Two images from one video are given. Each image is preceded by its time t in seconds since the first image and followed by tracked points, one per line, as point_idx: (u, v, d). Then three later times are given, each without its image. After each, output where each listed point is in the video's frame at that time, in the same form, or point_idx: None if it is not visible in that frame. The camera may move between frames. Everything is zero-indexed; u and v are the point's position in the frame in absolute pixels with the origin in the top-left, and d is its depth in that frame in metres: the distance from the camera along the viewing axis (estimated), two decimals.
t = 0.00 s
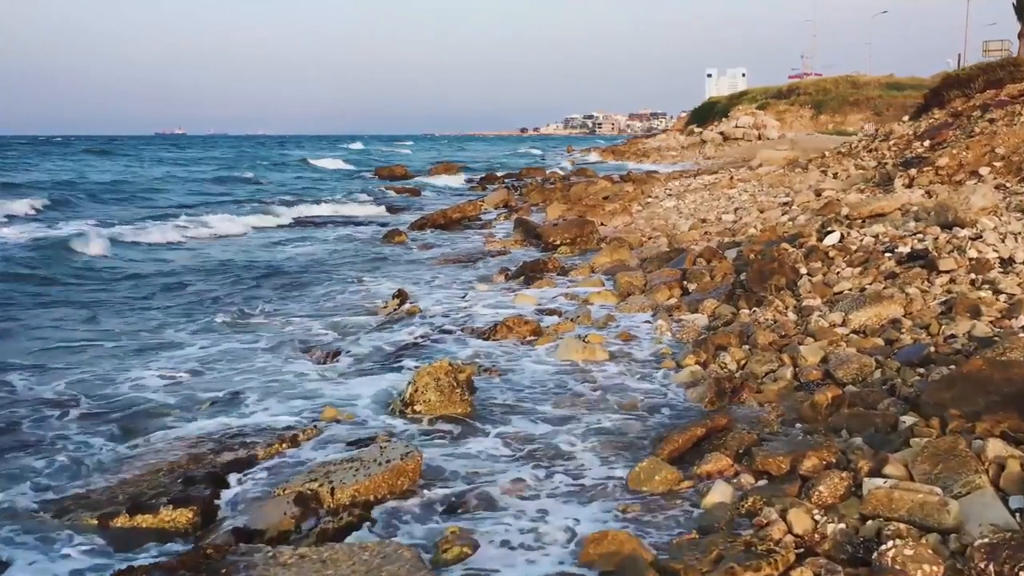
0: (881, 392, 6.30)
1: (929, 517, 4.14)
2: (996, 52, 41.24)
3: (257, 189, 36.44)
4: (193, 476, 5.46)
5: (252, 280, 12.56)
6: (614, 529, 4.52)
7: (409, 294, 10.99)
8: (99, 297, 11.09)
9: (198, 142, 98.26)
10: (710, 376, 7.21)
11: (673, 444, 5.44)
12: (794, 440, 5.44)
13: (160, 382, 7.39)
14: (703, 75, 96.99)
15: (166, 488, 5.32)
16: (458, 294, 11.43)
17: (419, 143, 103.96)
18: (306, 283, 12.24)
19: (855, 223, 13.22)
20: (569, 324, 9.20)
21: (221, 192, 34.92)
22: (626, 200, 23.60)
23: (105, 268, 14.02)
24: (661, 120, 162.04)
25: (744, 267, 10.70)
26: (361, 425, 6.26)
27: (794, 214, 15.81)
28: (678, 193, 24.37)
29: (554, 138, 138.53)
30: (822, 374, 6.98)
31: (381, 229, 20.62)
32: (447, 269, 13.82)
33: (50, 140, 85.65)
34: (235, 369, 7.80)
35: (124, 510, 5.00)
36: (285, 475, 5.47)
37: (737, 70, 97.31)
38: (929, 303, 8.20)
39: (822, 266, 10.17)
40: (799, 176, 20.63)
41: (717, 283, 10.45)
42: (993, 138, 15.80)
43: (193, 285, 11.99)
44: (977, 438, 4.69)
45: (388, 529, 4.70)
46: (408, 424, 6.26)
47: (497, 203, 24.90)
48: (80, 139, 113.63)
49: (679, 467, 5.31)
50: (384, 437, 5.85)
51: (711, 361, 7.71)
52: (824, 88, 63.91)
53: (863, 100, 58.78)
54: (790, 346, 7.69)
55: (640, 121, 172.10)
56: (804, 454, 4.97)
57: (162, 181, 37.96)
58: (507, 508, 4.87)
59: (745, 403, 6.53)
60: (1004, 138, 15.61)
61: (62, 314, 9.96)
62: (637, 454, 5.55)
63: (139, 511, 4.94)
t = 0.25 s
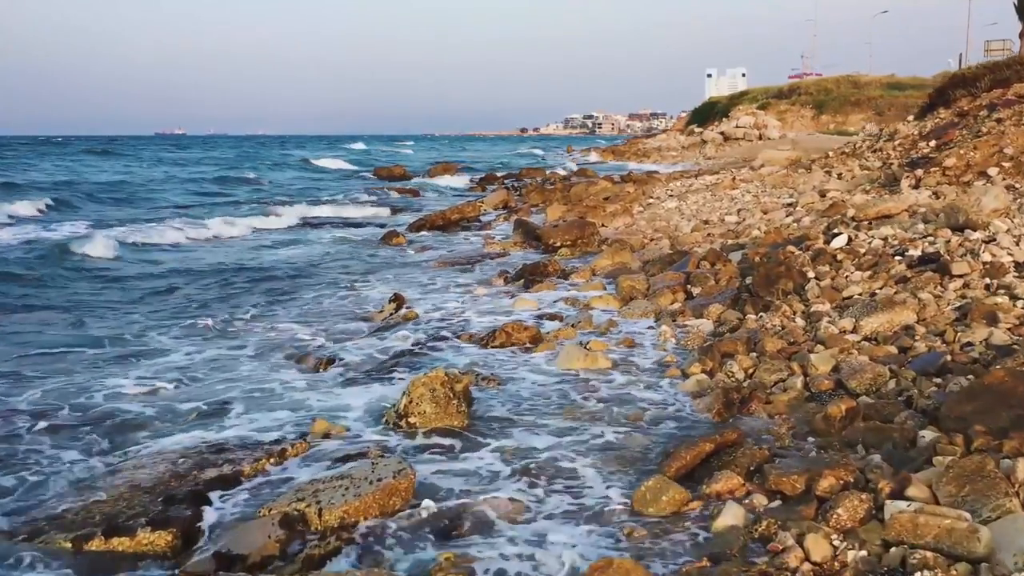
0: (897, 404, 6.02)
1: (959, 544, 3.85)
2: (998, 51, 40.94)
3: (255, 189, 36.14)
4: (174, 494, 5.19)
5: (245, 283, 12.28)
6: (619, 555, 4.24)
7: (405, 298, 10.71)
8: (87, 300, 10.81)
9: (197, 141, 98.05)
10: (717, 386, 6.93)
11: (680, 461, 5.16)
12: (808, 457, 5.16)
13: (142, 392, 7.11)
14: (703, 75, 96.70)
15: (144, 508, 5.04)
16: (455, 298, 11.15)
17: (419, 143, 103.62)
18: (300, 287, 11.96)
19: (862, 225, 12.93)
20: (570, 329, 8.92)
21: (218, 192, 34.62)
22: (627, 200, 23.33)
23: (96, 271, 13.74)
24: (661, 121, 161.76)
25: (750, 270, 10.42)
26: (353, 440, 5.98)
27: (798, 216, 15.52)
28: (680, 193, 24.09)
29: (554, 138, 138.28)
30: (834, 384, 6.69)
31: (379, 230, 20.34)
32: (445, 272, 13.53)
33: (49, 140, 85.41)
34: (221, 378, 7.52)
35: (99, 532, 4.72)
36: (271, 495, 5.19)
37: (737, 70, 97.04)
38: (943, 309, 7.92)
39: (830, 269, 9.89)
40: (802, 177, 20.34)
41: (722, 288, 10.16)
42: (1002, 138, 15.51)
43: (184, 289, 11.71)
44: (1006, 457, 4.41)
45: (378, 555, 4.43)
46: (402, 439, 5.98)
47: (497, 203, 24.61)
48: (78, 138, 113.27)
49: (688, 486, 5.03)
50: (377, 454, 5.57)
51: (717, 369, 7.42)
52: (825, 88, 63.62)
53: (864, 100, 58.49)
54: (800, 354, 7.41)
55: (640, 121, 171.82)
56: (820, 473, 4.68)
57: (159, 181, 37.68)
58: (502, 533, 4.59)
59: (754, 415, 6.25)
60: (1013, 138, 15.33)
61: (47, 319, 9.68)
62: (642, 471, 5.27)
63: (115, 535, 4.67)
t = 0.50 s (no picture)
0: (915, 418, 5.74)
1: None
2: (1000, 51, 40.65)
3: (253, 189, 35.85)
4: (150, 515, 4.90)
5: (236, 287, 12.00)
6: None
7: (401, 303, 10.44)
8: (73, 304, 10.52)
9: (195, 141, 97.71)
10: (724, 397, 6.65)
11: (689, 479, 4.88)
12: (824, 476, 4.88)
13: (120, 403, 6.83)
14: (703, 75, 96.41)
15: (117, 529, 4.76)
16: (452, 303, 10.87)
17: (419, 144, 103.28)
18: (294, 291, 11.69)
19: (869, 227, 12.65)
20: (571, 335, 8.64)
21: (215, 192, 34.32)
22: (628, 201, 23.05)
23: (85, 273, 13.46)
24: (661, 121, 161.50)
25: (755, 274, 10.14)
26: (344, 456, 5.71)
27: (803, 218, 15.24)
28: (682, 194, 23.81)
29: (554, 138, 137.98)
30: (847, 395, 6.41)
31: (376, 232, 20.06)
32: (442, 275, 13.25)
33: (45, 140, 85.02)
34: (206, 388, 7.25)
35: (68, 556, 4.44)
36: (256, 516, 4.92)
37: (738, 70, 96.76)
38: (958, 315, 7.64)
39: (838, 273, 9.61)
40: (806, 178, 20.04)
41: (726, 292, 9.88)
42: (1010, 138, 15.24)
43: (173, 292, 11.43)
44: None
45: None
46: (395, 455, 5.70)
47: (496, 204, 24.34)
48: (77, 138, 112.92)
49: (696, 507, 4.75)
50: (367, 470, 5.30)
51: (724, 378, 7.15)
52: (827, 88, 63.33)
53: (865, 100, 58.22)
54: (810, 363, 7.14)
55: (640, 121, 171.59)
56: (839, 495, 4.40)
57: (156, 181, 37.37)
58: (498, 559, 4.32)
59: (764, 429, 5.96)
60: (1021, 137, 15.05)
61: (30, 324, 9.40)
62: (647, 491, 4.99)
63: (85, 559, 4.39)
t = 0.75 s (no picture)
0: (934, 431, 5.46)
1: None
2: (1002, 50, 40.37)
3: (250, 189, 35.55)
4: (125, 536, 4.63)
5: (227, 290, 11.72)
6: None
7: (396, 308, 10.16)
8: (58, 308, 10.25)
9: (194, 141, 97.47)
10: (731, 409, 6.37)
11: (698, 500, 4.59)
12: (841, 496, 4.60)
13: (97, 414, 6.57)
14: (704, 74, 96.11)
15: (90, 552, 4.49)
16: (448, 308, 10.59)
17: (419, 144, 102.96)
18: (287, 295, 11.42)
19: (876, 229, 12.36)
20: (571, 342, 8.36)
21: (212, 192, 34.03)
22: (629, 202, 22.78)
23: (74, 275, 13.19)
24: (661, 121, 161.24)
25: (761, 278, 9.86)
26: (333, 473, 5.43)
27: (807, 219, 14.94)
28: (683, 194, 23.54)
29: (554, 138, 137.72)
30: (861, 406, 6.13)
31: (373, 233, 19.77)
32: (439, 279, 12.96)
33: (44, 140, 84.78)
34: (189, 399, 6.98)
35: None
36: (237, 539, 4.64)
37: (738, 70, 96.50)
38: (974, 322, 7.36)
39: (846, 277, 9.34)
40: (810, 178, 19.74)
41: (731, 297, 9.60)
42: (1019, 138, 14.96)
43: (162, 296, 11.16)
44: None
45: None
46: (388, 472, 5.42)
47: (495, 205, 24.07)
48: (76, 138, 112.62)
49: (706, 530, 4.47)
50: (358, 489, 5.02)
51: (731, 388, 6.86)
52: (827, 88, 63.05)
53: (867, 100, 57.95)
54: (821, 371, 6.85)
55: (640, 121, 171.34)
56: (859, 519, 4.12)
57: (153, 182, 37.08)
58: None
59: (775, 443, 5.68)
60: None
61: (12, 329, 9.12)
62: (653, 512, 4.71)
63: None
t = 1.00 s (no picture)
0: (956, 447, 5.17)
1: None
2: (1003, 49, 40.11)
3: (249, 189, 35.31)
4: (97, 561, 4.36)
5: (218, 294, 11.46)
6: None
7: (393, 313, 9.90)
8: (44, 314, 9.99)
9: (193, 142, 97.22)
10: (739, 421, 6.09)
11: (708, 524, 4.31)
12: (860, 520, 4.32)
13: (71, 426, 6.32)
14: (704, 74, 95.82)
15: None
16: (444, 312, 10.31)
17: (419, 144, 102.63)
18: (280, 299, 11.16)
19: (883, 231, 12.09)
20: (572, 348, 8.09)
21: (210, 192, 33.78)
22: (630, 202, 22.50)
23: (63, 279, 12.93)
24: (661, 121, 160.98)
25: (768, 281, 9.58)
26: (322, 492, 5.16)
27: (813, 221, 14.65)
28: (685, 195, 23.27)
29: (553, 138, 137.46)
30: (876, 419, 5.85)
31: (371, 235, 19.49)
32: (436, 282, 12.68)
33: (42, 141, 84.54)
34: (168, 411, 6.71)
35: None
36: (215, 567, 4.36)
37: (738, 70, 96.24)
38: (991, 328, 7.08)
39: (856, 281, 9.06)
40: (814, 178, 19.45)
41: (737, 301, 9.32)
42: None
43: (150, 301, 10.90)
44: None
45: None
46: (379, 491, 5.14)
47: (495, 206, 23.80)
48: (75, 138, 112.36)
49: (716, 556, 4.19)
50: (346, 510, 4.74)
51: (739, 398, 6.58)
52: (828, 87, 62.78)
53: (868, 100, 57.69)
54: (833, 381, 6.57)
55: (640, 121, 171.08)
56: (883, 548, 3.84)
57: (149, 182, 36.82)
58: None
59: (788, 459, 5.39)
60: None
61: None
62: (659, 536, 4.44)
63: None
